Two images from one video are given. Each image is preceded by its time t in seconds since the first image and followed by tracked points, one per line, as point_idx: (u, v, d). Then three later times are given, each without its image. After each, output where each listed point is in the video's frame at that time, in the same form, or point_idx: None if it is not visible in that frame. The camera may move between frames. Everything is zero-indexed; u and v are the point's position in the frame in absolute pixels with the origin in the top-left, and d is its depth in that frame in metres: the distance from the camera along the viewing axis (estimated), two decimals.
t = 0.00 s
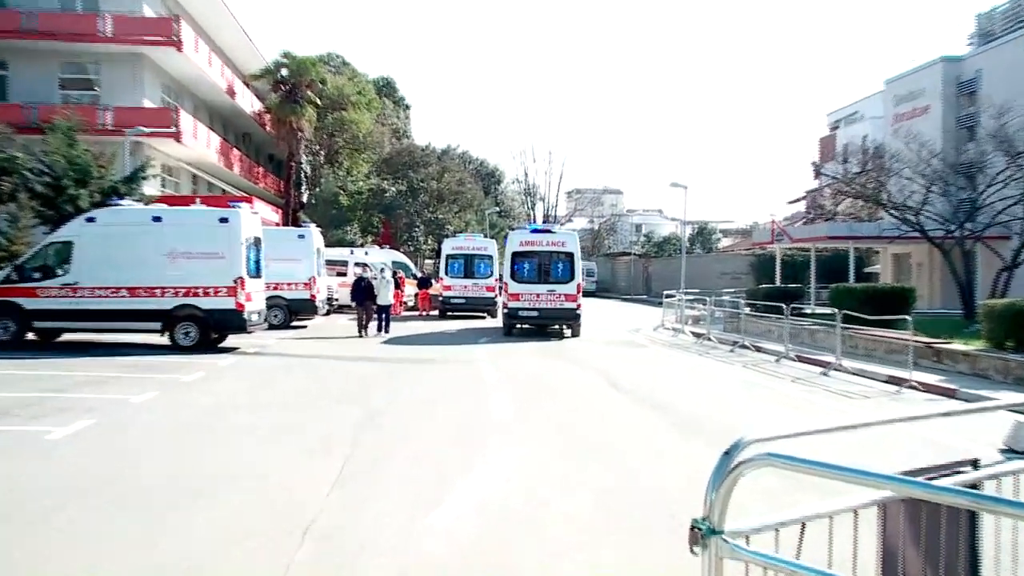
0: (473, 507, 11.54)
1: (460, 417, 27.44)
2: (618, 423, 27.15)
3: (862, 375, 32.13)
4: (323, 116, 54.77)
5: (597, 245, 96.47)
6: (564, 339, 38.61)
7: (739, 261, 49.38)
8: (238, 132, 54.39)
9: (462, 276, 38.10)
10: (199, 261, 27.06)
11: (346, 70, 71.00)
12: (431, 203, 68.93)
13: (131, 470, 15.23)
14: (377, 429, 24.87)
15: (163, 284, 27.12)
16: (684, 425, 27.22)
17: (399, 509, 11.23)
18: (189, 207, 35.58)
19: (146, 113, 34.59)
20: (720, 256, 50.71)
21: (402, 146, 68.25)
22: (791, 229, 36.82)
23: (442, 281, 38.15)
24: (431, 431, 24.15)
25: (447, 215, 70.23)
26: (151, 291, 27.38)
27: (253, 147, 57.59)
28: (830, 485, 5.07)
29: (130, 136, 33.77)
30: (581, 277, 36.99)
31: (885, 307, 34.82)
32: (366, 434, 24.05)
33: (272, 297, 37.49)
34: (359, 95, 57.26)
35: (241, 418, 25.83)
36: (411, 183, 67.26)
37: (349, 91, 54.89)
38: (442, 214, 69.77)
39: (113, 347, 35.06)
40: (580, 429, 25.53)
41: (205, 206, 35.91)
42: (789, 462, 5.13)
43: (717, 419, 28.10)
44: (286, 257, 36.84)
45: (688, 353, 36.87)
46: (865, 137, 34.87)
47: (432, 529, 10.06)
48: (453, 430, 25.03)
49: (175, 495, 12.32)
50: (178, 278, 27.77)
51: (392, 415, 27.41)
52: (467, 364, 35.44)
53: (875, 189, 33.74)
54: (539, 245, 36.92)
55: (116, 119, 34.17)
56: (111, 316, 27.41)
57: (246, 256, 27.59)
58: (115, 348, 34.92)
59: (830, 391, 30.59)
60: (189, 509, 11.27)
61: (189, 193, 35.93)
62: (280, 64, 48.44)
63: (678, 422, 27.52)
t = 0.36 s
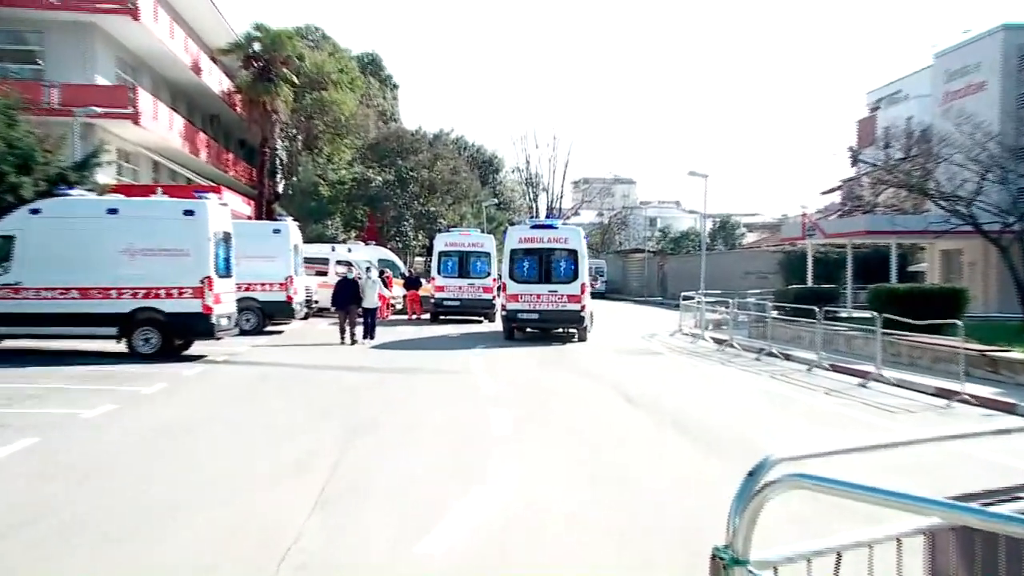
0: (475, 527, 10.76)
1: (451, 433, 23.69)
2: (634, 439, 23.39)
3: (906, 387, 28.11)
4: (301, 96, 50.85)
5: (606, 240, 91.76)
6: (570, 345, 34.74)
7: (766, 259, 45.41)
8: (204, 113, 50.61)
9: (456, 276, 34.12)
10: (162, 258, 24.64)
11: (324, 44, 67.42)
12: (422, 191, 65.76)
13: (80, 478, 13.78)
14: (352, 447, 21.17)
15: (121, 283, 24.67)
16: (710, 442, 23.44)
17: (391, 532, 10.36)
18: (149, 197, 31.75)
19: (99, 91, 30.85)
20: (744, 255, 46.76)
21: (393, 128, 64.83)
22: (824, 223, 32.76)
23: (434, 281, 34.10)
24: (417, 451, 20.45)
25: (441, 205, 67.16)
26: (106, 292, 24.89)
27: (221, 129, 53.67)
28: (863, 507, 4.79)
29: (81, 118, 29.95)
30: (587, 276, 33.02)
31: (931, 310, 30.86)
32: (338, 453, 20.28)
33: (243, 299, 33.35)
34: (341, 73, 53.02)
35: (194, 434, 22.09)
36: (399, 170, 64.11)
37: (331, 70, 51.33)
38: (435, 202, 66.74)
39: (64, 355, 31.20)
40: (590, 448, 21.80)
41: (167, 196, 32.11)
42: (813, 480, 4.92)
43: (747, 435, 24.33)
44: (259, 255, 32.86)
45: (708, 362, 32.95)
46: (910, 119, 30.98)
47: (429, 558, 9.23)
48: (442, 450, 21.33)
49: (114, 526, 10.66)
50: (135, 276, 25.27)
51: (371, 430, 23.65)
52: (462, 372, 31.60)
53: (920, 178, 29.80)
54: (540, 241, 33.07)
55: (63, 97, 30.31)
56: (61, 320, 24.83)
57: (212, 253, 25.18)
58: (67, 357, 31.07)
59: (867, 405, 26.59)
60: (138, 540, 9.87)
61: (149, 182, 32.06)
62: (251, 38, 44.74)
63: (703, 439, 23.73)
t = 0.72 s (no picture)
0: (483, 529, 10.38)
1: (443, 450, 20.13)
2: (659, 455, 19.80)
3: (960, 400, 24.28)
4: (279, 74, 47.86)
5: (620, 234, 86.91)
6: (581, 351, 31.13)
7: (800, 257, 41.70)
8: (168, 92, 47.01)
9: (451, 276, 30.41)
10: (120, 253, 22.06)
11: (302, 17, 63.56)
12: (415, 181, 61.57)
13: (70, 476, 13.21)
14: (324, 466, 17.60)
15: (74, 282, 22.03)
16: (749, 460, 19.86)
17: (392, 534, 10.13)
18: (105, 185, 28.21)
19: (47, 65, 27.46)
20: (775, 253, 43.10)
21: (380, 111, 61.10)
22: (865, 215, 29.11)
23: (428, 281, 30.36)
24: (402, 471, 16.89)
25: (437, 197, 62.63)
26: (55, 294, 22.18)
27: (187, 109, 49.91)
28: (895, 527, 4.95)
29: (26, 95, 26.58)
30: (597, 274, 29.35)
31: (988, 313, 27.16)
32: (304, 475, 16.73)
33: (213, 301, 29.73)
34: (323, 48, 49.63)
35: (138, 449, 18.62)
36: (387, 156, 60.07)
37: (309, 44, 47.67)
38: (430, 193, 62.34)
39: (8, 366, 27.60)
40: (611, 466, 18.20)
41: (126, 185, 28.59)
42: (851, 504, 5.04)
43: (789, 452, 20.73)
44: (230, 252, 29.22)
45: (736, 372, 29.25)
46: (964, 97, 27.35)
47: (433, 557, 9.05)
48: (431, 467, 17.75)
49: (84, 536, 9.95)
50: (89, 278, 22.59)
51: (350, 446, 20.09)
52: (459, 382, 28.05)
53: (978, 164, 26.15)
54: (545, 237, 29.46)
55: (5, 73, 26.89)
56: (4, 325, 22.06)
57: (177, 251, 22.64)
58: (11, 368, 27.46)
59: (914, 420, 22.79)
60: (133, 543, 9.62)
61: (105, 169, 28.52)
62: (220, 8, 41.40)
63: (739, 457, 20.11)
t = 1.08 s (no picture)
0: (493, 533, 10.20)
1: (431, 470, 16.69)
2: (690, 479, 16.34)
3: None
4: (248, 44, 43.03)
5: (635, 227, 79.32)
6: (595, 360, 27.64)
7: (842, 256, 38.24)
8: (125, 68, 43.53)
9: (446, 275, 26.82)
10: (72, 246, 19.30)
11: None
12: (405, 171, 55.34)
13: None
14: (279, 483, 14.23)
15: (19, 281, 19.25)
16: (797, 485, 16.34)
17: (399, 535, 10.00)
18: (53, 172, 24.86)
19: None
20: (812, 250, 39.64)
21: (368, 89, 55.14)
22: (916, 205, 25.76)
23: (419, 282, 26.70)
24: (376, 489, 13.51)
25: (431, 186, 56.68)
26: None
27: (145, 86, 46.32)
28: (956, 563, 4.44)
29: None
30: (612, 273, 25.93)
31: None
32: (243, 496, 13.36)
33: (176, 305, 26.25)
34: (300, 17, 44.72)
35: (53, 463, 15.34)
36: (373, 141, 54.00)
37: (285, 14, 43.11)
38: (421, 181, 56.16)
39: None
40: (637, 489, 14.72)
41: (76, 172, 25.22)
42: (896, 536, 4.57)
43: (845, 474, 17.25)
44: (196, 248, 25.94)
45: (767, 385, 25.61)
46: None
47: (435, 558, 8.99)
48: (414, 486, 14.34)
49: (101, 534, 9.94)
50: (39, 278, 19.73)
51: (318, 462, 16.68)
52: (455, 394, 24.61)
53: None
54: (555, 233, 26.20)
55: None
56: None
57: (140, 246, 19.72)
58: None
59: (977, 442, 19.16)
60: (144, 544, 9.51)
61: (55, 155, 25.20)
62: None
63: (787, 481, 16.60)
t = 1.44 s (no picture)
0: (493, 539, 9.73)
1: (400, 490, 13.54)
2: (715, 503, 13.09)
3: None
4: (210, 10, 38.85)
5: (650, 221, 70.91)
6: (610, 368, 24.42)
7: (887, 253, 35.83)
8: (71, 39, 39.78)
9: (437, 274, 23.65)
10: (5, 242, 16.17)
11: None
12: (387, 156, 51.46)
13: None
14: (195, 509, 11.17)
15: None
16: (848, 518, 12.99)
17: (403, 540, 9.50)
18: None
19: None
20: (851, 246, 37.05)
21: (348, 64, 50.88)
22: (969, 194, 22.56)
23: (405, 281, 23.45)
24: (324, 520, 10.45)
25: (417, 175, 52.56)
26: None
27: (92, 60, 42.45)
28: None
29: None
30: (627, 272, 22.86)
31: None
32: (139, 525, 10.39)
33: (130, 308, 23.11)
34: None
35: None
36: (353, 123, 50.25)
37: None
38: (406, 170, 52.18)
39: None
40: (651, 516, 11.54)
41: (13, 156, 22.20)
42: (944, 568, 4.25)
43: (908, 501, 13.99)
44: (151, 244, 22.79)
45: (799, 399, 22.26)
46: None
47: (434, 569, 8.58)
48: (373, 512, 11.28)
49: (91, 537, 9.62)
50: None
51: (262, 482, 13.54)
52: (444, 409, 21.45)
53: None
54: (564, 226, 23.08)
55: None
56: None
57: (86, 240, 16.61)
58: None
59: None
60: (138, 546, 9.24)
61: None
62: None
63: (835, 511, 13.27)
